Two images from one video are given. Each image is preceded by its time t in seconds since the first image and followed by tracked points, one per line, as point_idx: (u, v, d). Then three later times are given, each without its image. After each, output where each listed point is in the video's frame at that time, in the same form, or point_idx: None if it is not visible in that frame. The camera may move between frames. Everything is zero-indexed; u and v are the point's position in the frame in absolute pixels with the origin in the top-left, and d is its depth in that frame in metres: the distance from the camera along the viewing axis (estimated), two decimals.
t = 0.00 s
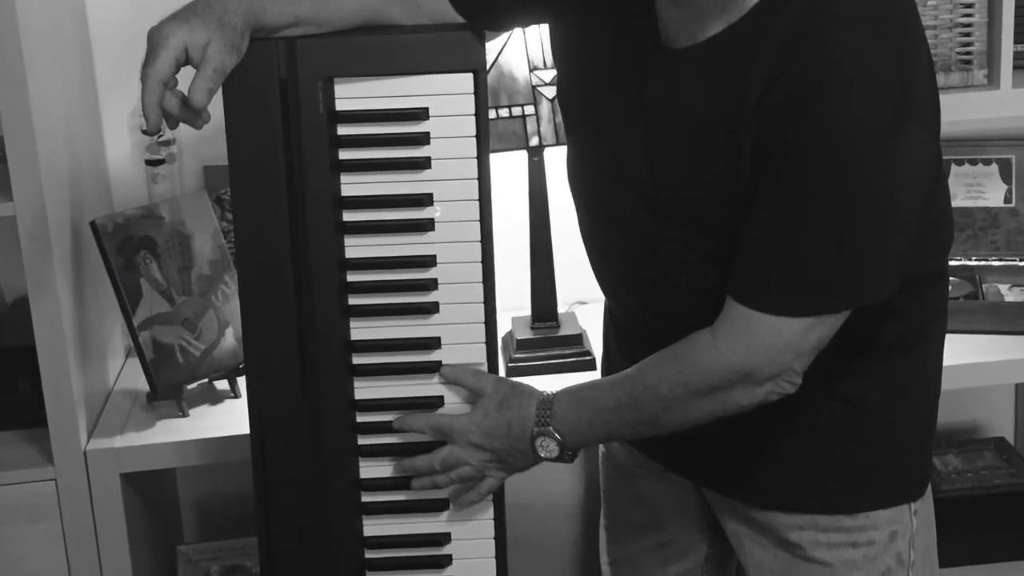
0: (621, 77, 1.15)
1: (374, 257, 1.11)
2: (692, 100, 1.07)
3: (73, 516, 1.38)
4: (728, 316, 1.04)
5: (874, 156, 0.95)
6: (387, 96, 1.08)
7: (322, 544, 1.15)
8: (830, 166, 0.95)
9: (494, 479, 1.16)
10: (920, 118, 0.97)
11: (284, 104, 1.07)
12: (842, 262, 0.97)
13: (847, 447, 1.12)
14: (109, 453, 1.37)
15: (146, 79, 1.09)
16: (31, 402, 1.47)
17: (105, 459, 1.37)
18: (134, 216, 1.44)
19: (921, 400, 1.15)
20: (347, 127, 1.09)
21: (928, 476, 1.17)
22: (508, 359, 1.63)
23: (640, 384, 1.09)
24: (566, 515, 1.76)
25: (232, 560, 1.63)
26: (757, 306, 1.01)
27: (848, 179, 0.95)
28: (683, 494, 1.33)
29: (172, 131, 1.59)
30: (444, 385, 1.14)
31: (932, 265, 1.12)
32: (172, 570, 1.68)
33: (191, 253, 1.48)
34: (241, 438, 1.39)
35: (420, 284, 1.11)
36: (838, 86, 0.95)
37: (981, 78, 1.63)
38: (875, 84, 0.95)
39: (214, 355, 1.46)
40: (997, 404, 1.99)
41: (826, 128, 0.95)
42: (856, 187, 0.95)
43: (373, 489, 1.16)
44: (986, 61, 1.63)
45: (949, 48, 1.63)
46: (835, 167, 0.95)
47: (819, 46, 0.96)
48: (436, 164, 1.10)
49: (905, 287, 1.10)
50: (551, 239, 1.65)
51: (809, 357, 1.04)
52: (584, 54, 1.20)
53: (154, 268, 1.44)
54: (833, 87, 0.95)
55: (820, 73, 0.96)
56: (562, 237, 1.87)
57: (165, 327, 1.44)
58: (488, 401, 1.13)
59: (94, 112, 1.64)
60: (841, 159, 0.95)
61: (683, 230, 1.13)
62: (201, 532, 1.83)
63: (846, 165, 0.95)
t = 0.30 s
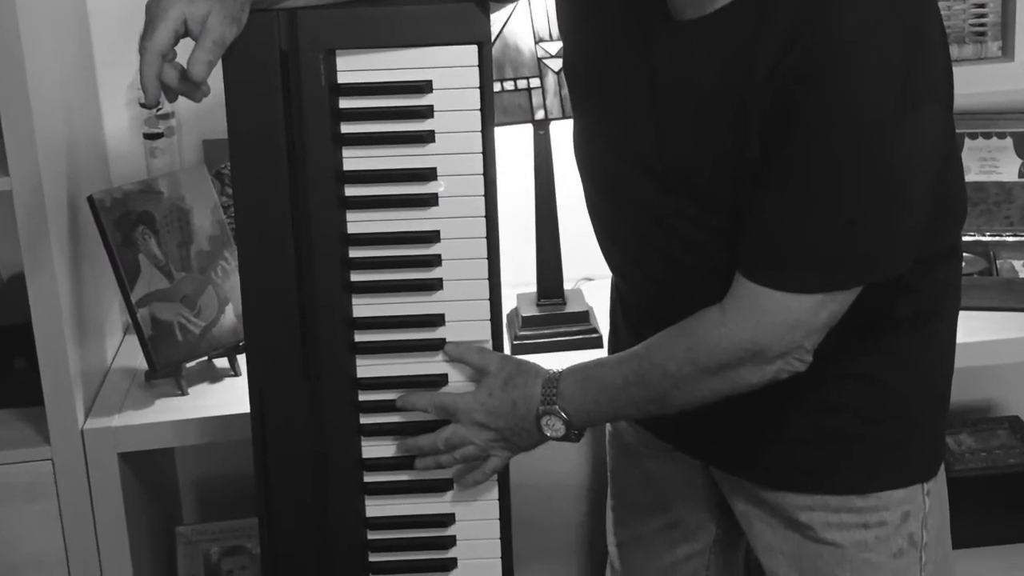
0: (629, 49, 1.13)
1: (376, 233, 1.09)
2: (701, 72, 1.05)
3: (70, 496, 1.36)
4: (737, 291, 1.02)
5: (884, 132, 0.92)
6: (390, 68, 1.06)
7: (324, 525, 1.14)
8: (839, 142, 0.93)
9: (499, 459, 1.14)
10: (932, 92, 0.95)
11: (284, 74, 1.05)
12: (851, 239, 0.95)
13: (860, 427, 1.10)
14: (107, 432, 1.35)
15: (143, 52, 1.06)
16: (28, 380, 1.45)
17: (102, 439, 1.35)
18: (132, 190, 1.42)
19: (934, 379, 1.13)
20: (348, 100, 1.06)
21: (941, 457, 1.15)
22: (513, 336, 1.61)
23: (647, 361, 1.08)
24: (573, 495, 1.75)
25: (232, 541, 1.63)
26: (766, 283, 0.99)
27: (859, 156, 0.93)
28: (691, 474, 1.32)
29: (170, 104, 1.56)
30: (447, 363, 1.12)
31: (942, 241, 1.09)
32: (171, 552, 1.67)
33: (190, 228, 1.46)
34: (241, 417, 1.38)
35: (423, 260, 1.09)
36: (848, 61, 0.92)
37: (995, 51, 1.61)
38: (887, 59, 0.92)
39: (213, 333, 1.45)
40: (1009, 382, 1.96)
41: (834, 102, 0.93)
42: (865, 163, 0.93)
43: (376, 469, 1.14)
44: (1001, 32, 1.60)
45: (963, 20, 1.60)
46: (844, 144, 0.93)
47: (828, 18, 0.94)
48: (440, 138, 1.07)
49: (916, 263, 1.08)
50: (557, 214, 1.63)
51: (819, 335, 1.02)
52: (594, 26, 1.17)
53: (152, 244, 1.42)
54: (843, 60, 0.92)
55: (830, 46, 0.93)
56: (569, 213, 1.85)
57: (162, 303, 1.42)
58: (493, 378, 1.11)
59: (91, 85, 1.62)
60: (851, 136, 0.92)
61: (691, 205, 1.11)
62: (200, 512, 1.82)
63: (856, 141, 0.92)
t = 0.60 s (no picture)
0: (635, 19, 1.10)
1: (379, 207, 1.07)
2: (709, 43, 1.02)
3: (67, 477, 1.35)
4: (748, 267, 1.00)
5: (898, 104, 0.90)
6: (394, 39, 1.03)
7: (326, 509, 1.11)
8: (851, 114, 0.90)
9: (504, 438, 1.13)
10: (945, 64, 0.92)
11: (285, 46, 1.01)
12: (864, 213, 0.93)
13: (872, 405, 1.08)
14: (104, 410, 1.34)
15: (143, 22, 1.07)
16: (25, 357, 1.44)
17: (100, 416, 1.34)
18: (129, 164, 1.40)
19: (948, 356, 1.11)
20: (351, 72, 1.04)
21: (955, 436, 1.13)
22: (518, 313, 1.59)
23: (655, 339, 1.06)
24: (580, 474, 1.74)
25: (232, 522, 1.62)
26: (778, 259, 0.97)
27: (871, 131, 0.90)
28: (700, 453, 1.30)
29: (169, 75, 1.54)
30: (452, 341, 1.11)
31: (955, 213, 1.07)
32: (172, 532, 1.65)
33: (190, 203, 1.44)
34: (240, 396, 1.36)
35: (427, 235, 1.07)
36: (861, 31, 0.90)
37: (1009, 22, 1.58)
38: (900, 30, 0.89)
39: (213, 309, 1.43)
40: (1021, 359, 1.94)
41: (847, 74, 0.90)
42: (878, 135, 0.90)
43: (378, 448, 1.12)
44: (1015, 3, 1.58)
45: None
46: (856, 118, 0.90)
47: None
48: (444, 110, 1.05)
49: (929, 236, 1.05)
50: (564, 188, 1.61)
51: (831, 312, 0.99)
52: None
53: (151, 219, 1.40)
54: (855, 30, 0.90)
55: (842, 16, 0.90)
56: (576, 187, 1.82)
57: (161, 279, 1.40)
58: (498, 355, 1.09)
59: (89, 56, 1.59)
60: (863, 109, 0.90)
61: (699, 179, 1.09)
62: (199, 492, 1.81)
63: (868, 115, 0.90)
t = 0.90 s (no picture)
0: None
1: (381, 182, 1.05)
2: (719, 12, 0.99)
3: (64, 456, 1.34)
4: (757, 243, 0.98)
5: (911, 75, 0.87)
6: (397, 12, 1.01)
7: (329, 493, 1.07)
8: (864, 86, 0.88)
9: (509, 417, 1.12)
10: (959, 35, 0.90)
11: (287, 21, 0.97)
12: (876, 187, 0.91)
13: (883, 383, 1.07)
14: (102, 389, 1.32)
15: None
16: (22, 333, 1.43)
17: (97, 395, 1.32)
18: (128, 138, 1.38)
19: (960, 334, 1.09)
20: (352, 45, 1.02)
21: (967, 416, 1.11)
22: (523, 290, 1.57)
23: (663, 316, 1.04)
24: (587, 455, 1.72)
25: (232, 503, 1.61)
26: (787, 235, 0.95)
27: (884, 104, 0.88)
28: (708, 432, 1.29)
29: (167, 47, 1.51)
30: (456, 318, 1.09)
31: (968, 188, 1.04)
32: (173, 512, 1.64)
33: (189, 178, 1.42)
34: (241, 374, 1.35)
35: (430, 211, 1.05)
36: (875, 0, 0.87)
37: None
38: None
39: (213, 286, 1.41)
40: None
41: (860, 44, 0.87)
42: (891, 107, 0.88)
43: (381, 428, 1.11)
44: None
45: None
46: (868, 91, 0.88)
47: None
48: (448, 84, 1.03)
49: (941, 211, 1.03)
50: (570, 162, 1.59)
51: (842, 289, 0.97)
52: None
53: (150, 193, 1.39)
54: None
55: None
56: (582, 162, 1.80)
57: (159, 255, 1.39)
58: (503, 334, 1.08)
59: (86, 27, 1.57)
60: (876, 81, 0.87)
61: (707, 152, 1.07)
62: (198, 472, 1.80)
63: (880, 88, 0.88)
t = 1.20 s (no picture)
0: None
1: (383, 161, 1.03)
2: None
3: (62, 439, 1.33)
4: (765, 221, 0.96)
5: (922, 47, 0.85)
6: None
7: (329, 477, 1.07)
8: (874, 59, 0.86)
9: (513, 400, 1.10)
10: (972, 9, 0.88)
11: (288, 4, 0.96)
12: (886, 163, 0.89)
13: (893, 365, 1.05)
14: (99, 370, 1.31)
15: None
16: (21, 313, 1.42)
17: (95, 377, 1.31)
18: (126, 116, 1.36)
19: (971, 315, 1.07)
20: (354, 21, 1.00)
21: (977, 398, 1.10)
22: (528, 270, 1.55)
23: (669, 297, 1.02)
24: (591, 438, 1.71)
25: (232, 486, 1.60)
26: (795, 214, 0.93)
27: (895, 77, 0.86)
28: (715, 414, 1.28)
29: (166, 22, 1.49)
30: (459, 299, 1.07)
31: (979, 166, 1.03)
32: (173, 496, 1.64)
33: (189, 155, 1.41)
34: (240, 356, 1.34)
35: (434, 191, 1.03)
36: None
37: None
38: None
39: (213, 267, 1.40)
40: None
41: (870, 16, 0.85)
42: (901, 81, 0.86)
43: (383, 410, 1.09)
44: None
45: None
46: (878, 67, 0.86)
47: None
48: (451, 61, 1.01)
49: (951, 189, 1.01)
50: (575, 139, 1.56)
51: (851, 269, 0.96)
52: None
53: (148, 172, 1.37)
54: None
55: None
56: (587, 140, 1.78)
57: (157, 234, 1.37)
58: (507, 315, 1.06)
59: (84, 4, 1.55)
60: (887, 57, 0.86)
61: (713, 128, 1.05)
62: (198, 455, 1.79)
63: (892, 60, 0.86)
